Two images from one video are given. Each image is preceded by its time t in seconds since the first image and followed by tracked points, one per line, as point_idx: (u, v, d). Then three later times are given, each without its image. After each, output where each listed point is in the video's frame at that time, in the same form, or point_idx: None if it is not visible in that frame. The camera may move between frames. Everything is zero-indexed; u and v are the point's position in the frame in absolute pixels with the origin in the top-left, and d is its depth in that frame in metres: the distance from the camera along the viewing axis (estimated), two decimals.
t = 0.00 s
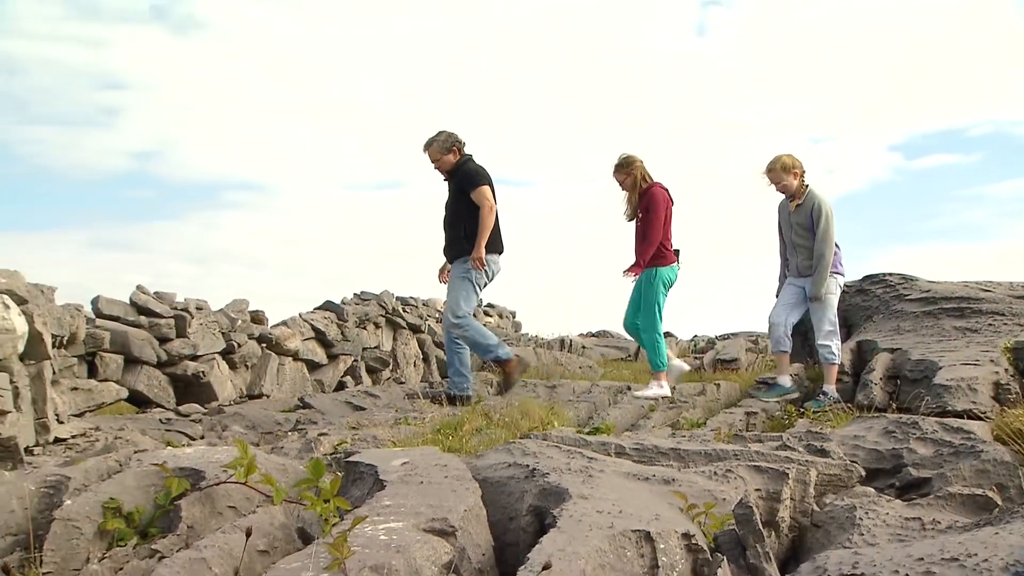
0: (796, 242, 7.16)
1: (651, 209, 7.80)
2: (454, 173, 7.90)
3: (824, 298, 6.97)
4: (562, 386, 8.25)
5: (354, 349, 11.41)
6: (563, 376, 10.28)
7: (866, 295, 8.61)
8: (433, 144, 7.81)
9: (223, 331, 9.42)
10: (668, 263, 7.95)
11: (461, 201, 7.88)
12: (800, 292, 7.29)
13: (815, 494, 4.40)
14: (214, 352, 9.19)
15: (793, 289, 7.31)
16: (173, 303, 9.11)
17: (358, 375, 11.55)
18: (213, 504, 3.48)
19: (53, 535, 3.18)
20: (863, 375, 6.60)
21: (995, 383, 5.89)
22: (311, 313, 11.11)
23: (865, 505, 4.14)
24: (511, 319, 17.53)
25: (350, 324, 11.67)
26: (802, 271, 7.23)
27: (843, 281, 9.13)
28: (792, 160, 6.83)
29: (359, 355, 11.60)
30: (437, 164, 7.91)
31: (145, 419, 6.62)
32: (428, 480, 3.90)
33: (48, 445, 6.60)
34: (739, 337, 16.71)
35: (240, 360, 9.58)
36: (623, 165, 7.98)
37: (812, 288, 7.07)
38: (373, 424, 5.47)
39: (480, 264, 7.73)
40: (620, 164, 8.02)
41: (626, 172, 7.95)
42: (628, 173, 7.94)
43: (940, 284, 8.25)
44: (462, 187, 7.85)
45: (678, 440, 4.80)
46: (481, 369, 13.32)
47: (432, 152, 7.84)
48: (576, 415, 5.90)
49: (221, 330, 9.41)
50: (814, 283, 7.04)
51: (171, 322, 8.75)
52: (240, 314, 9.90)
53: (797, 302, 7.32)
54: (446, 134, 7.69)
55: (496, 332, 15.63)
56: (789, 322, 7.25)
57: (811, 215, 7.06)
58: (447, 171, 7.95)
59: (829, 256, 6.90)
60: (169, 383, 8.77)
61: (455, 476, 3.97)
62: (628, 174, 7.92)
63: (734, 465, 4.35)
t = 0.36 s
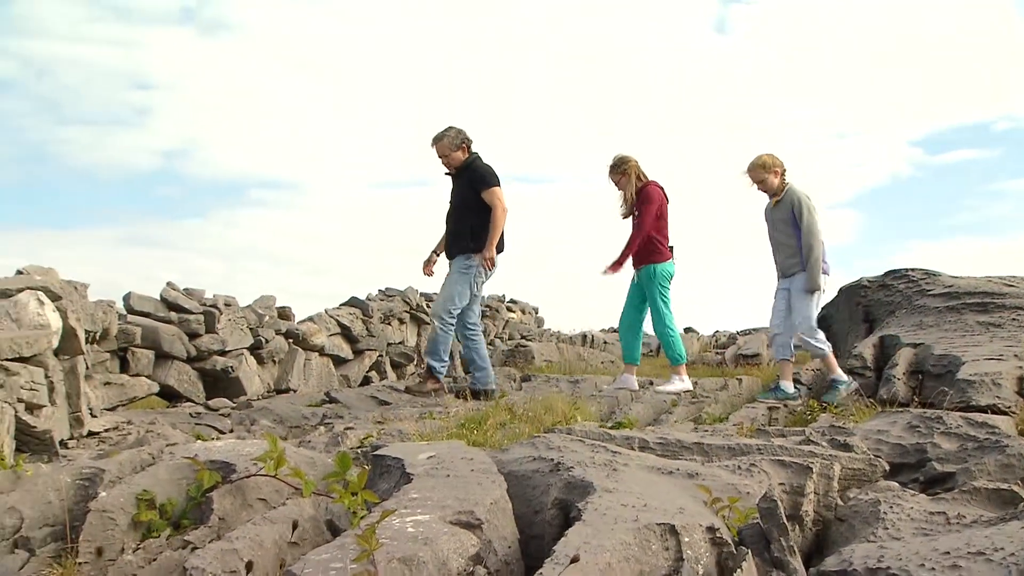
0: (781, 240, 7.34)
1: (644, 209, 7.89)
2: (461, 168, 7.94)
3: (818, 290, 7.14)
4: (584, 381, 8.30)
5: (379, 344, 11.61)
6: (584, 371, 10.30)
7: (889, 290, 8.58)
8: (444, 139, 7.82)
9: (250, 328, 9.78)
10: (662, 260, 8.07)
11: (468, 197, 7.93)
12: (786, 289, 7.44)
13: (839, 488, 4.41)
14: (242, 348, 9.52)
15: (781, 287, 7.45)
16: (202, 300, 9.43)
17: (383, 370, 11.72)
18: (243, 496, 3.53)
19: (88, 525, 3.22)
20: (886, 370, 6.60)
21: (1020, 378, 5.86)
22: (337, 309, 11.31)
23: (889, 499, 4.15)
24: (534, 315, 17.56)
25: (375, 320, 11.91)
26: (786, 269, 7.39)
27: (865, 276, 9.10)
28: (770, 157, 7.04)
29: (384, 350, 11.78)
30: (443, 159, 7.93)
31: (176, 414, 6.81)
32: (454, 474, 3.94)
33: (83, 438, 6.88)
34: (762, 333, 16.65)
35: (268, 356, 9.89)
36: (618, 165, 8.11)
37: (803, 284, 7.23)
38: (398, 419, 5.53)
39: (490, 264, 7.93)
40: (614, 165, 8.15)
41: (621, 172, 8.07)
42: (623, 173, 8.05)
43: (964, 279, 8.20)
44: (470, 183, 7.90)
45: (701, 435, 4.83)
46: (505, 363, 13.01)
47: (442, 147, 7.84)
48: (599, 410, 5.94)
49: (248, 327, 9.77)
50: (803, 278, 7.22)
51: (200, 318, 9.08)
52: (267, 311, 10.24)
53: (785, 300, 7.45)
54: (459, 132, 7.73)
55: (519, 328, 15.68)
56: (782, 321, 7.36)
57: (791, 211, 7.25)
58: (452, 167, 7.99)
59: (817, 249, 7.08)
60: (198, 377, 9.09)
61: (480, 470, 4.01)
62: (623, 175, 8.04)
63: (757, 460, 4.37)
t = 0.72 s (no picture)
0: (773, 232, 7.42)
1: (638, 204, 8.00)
2: (458, 171, 7.94)
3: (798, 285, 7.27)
4: (604, 377, 8.33)
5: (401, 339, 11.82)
6: (603, 366, 10.32)
7: (909, 285, 8.56)
8: (444, 139, 7.79)
9: (275, 323, 9.97)
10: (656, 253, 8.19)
11: (462, 201, 7.94)
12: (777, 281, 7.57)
13: (861, 483, 4.42)
14: (268, 343, 9.70)
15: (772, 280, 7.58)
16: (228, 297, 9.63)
17: (405, 365, 11.96)
18: (271, 489, 3.58)
19: (120, 517, 3.28)
20: (907, 365, 6.60)
21: None
22: (360, 305, 11.57)
23: (911, 494, 4.15)
24: (554, 311, 17.59)
25: (398, 315, 12.09)
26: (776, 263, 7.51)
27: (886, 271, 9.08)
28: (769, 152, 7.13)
29: (406, 346, 12.02)
30: (440, 158, 7.89)
31: (204, 410, 6.93)
32: (478, 467, 3.98)
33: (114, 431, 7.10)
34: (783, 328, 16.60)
35: (293, 352, 10.07)
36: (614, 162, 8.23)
37: (787, 277, 7.36)
38: (420, 413, 5.59)
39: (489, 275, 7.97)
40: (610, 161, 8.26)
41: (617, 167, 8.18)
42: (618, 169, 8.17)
43: (985, 274, 8.17)
44: (466, 187, 7.91)
45: (722, 429, 4.85)
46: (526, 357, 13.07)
47: (442, 148, 7.82)
48: (620, 405, 5.98)
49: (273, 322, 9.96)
50: (788, 272, 7.33)
51: (226, 315, 9.28)
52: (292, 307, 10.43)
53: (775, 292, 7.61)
54: (460, 132, 7.70)
55: (539, 324, 15.71)
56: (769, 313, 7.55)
57: (785, 205, 7.30)
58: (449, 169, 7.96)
59: (803, 244, 7.15)
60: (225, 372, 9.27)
61: (504, 464, 4.05)
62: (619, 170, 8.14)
63: (779, 454, 4.38)
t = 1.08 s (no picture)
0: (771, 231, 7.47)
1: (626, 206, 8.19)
2: (456, 164, 7.96)
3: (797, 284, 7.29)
4: (622, 372, 8.38)
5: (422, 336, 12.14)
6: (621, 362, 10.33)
7: (928, 281, 8.53)
8: (443, 130, 7.78)
9: (298, 319, 10.36)
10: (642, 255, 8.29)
11: (460, 195, 7.96)
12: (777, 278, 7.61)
13: (881, 477, 4.43)
14: (291, 338, 10.10)
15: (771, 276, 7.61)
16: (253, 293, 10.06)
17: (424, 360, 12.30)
18: (295, 482, 3.62)
19: (149, 509, 3.32)
20: (926, 360, 6.60)
21: None
22: (382, 301, 11.95)
23: (932, 488, 4.15)
24: (572, 307, 17.62)
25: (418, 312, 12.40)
26: (775, 260, 7.53)
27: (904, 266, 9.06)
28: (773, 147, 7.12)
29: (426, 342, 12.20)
30: (438, 151, 7.86)
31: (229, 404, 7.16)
32: (499, 461, 4.01)
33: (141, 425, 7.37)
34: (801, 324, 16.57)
35: (315, 347, 10.47)
36: (606, 162, 8.34)
37: (786, 276, 7.39)
38: (441, 408, 5.65)
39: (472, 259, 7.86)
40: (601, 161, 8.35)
41: (609, 168, 8.35)
42: (611, 169, 8.33)
43: (1005, 269, 8.13)
44: (464, 181, 7.94)
45: (741, 424, 4.87)
46: (544, 353, 13.35)
47: (440, 141, 7.81)
48: (639, 399, 6.02)
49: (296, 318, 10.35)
50: (786, 270, 7.37)
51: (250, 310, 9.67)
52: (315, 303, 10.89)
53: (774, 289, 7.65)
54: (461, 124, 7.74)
55: (558, 319, 15.74)
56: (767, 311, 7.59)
57: (785, 202, 7.31)
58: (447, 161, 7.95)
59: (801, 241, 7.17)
60: (249, 366, 9.65)
61: (525, 457, 4.08)
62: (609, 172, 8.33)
63: (799, 449, 4.39)
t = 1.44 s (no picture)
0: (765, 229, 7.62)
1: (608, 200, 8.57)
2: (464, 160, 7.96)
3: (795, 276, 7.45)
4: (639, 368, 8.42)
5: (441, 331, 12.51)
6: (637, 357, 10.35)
7: (945, 276, 8.52)
8: (453, 128, 7.78)
9: (319, 314, 10.71)
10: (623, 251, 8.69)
11: (474, 190, 7.96)
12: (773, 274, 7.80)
13: (899, 471, 4.44)
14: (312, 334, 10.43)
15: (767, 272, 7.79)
16: (275, 290, 10.38)
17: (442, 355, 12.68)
18: (318, 475, 3.66)
19: (175, 500, 3.37)
20: (943, 355, 6.60)
21: None
22: (402, 298, 12.36)
23: (951, 482, 4.15)
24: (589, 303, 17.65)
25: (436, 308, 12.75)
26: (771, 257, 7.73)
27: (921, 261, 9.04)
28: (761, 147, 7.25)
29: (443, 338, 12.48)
30: (449, 148, 7.81)
31: (253, 399, 7.41)
32: (519, 455, 4.05)
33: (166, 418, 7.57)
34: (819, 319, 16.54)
35: (336, 342, 10.82)
36: (589, 160, 8.67)
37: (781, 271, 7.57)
38: (460, 403, 5.72)
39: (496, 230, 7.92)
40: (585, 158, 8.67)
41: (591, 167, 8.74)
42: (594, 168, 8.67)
43: None
44: (476, 177, 7.97)
45: (760, 418, 4.89)
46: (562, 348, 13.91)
47: (453, 138, 7.79)
48: (656, 394, 6.06)
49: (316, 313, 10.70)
50: (782, 265, 7.56)
51: (271, 306, 9.94)
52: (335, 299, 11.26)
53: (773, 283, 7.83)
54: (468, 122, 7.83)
55: (575, 315, 15.77)
56: (769, 307, 7.76)
57: (777, 199, 7.46)
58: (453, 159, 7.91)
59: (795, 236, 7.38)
60: (271, 361, 9.97)
61: (545, 451, 4.11)
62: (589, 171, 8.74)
63: (817, 443, 4.40)
